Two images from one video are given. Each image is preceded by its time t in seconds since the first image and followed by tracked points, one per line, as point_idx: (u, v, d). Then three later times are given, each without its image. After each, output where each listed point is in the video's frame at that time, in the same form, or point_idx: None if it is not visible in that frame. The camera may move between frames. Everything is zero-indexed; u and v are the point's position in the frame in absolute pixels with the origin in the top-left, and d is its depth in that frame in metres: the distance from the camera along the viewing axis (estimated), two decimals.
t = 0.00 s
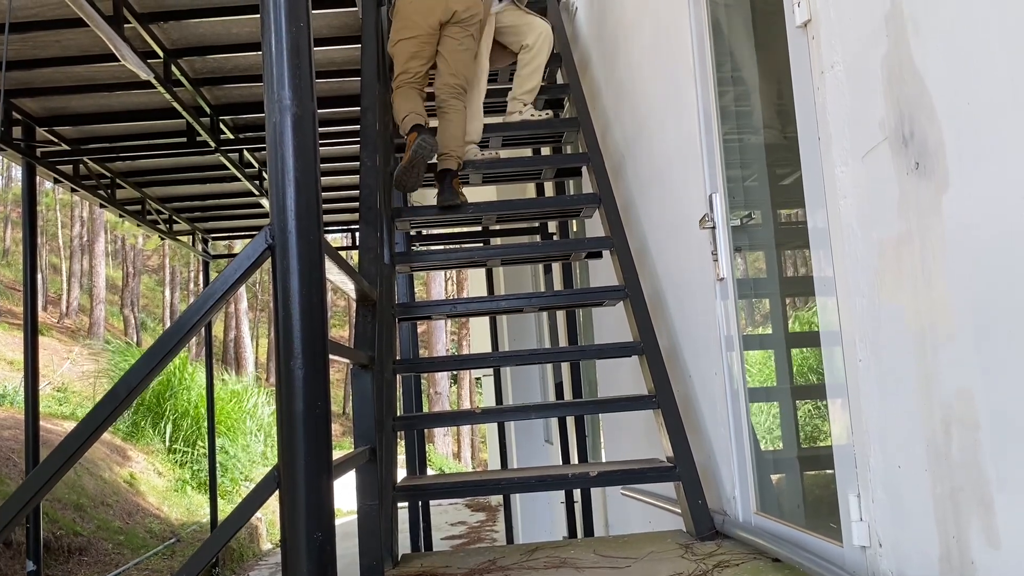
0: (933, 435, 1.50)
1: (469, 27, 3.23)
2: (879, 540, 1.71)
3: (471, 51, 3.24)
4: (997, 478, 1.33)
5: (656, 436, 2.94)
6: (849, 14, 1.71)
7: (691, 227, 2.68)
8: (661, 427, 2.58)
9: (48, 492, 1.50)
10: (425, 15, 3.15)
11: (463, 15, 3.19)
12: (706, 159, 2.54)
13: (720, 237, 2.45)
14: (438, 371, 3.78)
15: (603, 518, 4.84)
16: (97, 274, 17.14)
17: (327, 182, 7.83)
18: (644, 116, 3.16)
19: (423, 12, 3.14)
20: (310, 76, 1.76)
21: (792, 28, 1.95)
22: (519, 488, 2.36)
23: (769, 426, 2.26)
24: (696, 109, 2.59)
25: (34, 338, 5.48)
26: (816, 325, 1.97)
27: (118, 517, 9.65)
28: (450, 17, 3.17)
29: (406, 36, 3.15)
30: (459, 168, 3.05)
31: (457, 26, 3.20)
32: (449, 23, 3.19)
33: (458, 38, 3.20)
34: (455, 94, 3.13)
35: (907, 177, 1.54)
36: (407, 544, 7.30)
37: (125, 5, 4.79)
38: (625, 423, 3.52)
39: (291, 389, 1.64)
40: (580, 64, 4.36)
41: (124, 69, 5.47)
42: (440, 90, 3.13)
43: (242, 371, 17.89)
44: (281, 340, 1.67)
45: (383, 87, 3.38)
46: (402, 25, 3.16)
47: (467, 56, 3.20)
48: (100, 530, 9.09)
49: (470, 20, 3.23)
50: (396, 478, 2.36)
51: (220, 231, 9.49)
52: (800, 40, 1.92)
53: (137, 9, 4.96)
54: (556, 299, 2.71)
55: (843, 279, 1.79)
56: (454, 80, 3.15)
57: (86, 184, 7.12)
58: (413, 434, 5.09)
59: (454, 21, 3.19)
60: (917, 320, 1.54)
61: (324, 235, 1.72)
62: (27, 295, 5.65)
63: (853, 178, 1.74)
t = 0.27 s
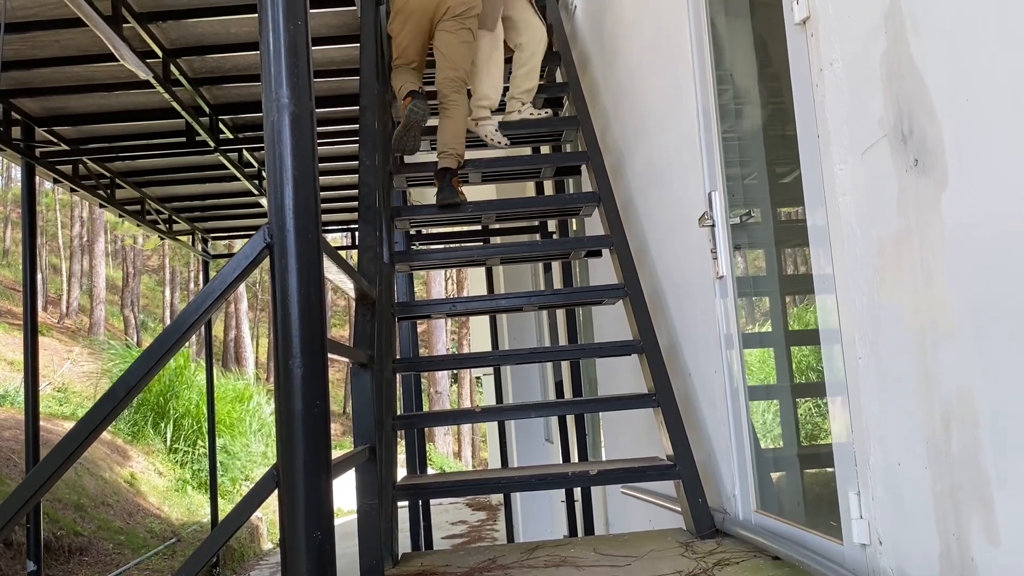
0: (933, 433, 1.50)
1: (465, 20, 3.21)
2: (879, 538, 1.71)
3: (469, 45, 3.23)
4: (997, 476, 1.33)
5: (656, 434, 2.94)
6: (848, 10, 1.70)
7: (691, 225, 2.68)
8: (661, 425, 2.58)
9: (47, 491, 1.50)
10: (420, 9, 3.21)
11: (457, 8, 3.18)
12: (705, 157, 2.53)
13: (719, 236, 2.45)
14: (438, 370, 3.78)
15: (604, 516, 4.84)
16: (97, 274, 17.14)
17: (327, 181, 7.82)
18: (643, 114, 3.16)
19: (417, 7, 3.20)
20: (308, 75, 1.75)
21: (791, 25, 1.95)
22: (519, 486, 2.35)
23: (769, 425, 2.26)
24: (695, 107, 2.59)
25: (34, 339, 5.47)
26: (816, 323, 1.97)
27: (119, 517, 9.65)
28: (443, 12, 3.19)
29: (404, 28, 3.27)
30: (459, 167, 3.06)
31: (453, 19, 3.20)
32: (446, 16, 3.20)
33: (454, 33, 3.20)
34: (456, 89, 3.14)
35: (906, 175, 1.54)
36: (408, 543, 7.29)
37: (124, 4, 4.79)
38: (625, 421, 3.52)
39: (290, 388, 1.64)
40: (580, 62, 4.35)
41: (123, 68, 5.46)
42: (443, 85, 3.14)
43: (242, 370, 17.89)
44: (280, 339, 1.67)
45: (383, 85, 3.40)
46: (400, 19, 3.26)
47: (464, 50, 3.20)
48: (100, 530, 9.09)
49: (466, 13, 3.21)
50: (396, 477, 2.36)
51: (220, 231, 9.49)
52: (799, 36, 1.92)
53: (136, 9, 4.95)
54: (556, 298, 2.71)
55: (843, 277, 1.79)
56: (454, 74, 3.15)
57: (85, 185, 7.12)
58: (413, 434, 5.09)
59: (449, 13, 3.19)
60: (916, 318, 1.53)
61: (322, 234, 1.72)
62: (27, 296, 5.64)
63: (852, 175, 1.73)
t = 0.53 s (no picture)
0: (933, 430, 1.50)
1: (462, 14, 3.21)
2: (880, 536, 1.71)
3: (468, 40, 3.22)
4: (997, 473, 1.33)
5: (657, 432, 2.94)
6: (847, 7, 1.70)
7: (691, 224, 2.68)
8: (661, 423, 2.58)
9: (48, 490, 1.50)
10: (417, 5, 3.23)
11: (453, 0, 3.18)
12: (705, 154, 2.53)
13: (719, 234, 2.45)
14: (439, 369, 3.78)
15: (605, 515, 4.84)
16: (97, 274, 17.15)
17: (326, 180, 7.82)
18: (643, 113, 3.16)
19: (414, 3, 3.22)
20: (307, 74, 1.75)
21: (791, 23, 1.94)
22: (519, 485, 2.35)
23: (769, 423, 2.26)
24: (695, 105, 2.59)
25: (35, 339, 5.47)
26: (816, 320, 1.97)
27: (119, 516, 9.66)
28: (439, 6, 3.20)
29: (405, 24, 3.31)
30: (458, 165, 3.05)
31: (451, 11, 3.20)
32: (443, 11, 3.20)
33: (452, 28, 3.20)
34: (456, 83, 3.13)
35: (906, 172, 1.54)
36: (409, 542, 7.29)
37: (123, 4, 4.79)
38: (626, 420, 3.52)
39: (290, 387, 1.64)
40: (580, 60, 4.35)
41: (122, 68, 5.46)
42: (444, 81, 3.13)
43: (242, 370, 17.90)
44: (280, 338, 1.67)
45: (382, 84, 3.40)
46: (400, 15, 3.30)
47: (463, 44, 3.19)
48: (101, 529, 9.10)
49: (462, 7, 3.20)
50: (396, 475, 2.36)
51: (220, 230, 9.49)
52: (799, 34, 1.91)
53: (135, 8, 4.95)
54: (556, 296, 2.71)
55: (843, 275, 1.79)
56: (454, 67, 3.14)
57: (85, 184, 7.13)
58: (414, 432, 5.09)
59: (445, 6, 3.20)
60: (917, 315, 1.53)
61: (322, 232, 1.72)
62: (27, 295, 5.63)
63: (852, 172, 1.73)
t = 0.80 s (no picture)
0: (935, 426, 1.50)
1: (463, 11, 3.20)
2: (881, 532, 1.71)
3: (468, 37, 3.20)
4: (999, 469, 1.33)
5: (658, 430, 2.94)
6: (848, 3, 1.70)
7: (691, 221, 2.68)
8: (662, 420, 2.58)
9: (49, 487, 1.50)
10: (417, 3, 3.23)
11: None
12: (706, 152, 2.53)
13: (720, 231, 2.45)
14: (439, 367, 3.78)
15: (606, 512, 4.84)
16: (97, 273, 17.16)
17: (326, 179, 7.82)
18: (643, 111, 3.16)
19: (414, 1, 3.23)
20: (308, 72, 1.75)
21: (791, 19, 1.94)
22: (521, 483, 2.35)
23: (769, 420, 2.26)
24: (695, 102, 2.59)
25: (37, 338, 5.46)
26: (817, 317, 1.97)
27: (121, 515, 9.67)
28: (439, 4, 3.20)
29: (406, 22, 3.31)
30: (459, 163, 3.04)
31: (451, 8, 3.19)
32: (444, 8, 3.19)
33: (452, 25, 3.19)
34: (457, 81, 3.13)
35: (907, 169, 1.54)
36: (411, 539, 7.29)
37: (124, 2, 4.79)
38: (627, 417, 3.53)
39: (291, 384, 1.64)
40: (579, 57, 4.35)
41: (122, 66, 5.46)
42: (444, 79, 3.13)
43: (244, 369, 17.91)
44: (281, 335, 1.67)
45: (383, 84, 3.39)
46: (400, 13, 3.29)
47: (464, 42, 3.18)
48: (103, 528, 9.11)
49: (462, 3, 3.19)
50: (397, 473, 2.36)
51: (220, 229, 9.49)
52: (799, 31, 1.91)
53: (136, 7, 4.95)
54: (556, 294, 2.71)
55: (844, 271, 1.79)
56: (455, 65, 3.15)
57: (86, 183, 7.13)
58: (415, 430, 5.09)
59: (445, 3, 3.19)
60: (918, 312, 1.53)
61: (323, 230, 1.72)
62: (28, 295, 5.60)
63: (853, 169, 1.73)
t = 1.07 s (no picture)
0: (937, 423, 1.50)
1: (463, 9, 3.20)
2: (884, 530, 1.70)
3: (468, 35, 3.21)
4: (1001, 465, 1.33)
5: (659, 427, 2.94)
6: None
7: (692, 219, 2.68)
8: (663, 418, 2.58)
9: (50, 485, 1.50)
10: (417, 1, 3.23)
11: None
12: (706, 150, 2.53)
13: (721, 228, 2.45)
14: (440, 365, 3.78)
15: (607, 510, 4.84)
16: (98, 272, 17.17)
17: (327, 177, 7.82)
18: (644, 109, 3.16)
19: None
20: (308, 69, 1.75)
21: (792, 16, 1.94)
22: (522, 480, 2.35)
23: (771, 418, 2.26)
24: (696, 100, 2.59)
25: (37, 334, 5.53)
26: (819, 315, 1.96)
27: (122, 513, 9.67)
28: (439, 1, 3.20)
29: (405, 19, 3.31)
30: (460, 161, 3.03)
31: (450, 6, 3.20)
32: (443, 6, 3.20)
33: (452, 23, 3.19)
34: (457, 79, 3.12)
35: (909, 164, 1.53)
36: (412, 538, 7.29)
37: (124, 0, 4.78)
38: (628, 415, 3.53)
39: (292, 382, 1.64)
40: (580, 55, 4.35)
41: (123, 65, 5.47)
42: (444, 77, 3.13)
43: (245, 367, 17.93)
44: (282, 332, 1.66)
45: (382, 82, 3.36)
46: (400, 10, 3.29)
47: (464, 39, 3.18)
48: (104, 527, 9.11)
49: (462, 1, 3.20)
50: (399, 471, 2.35)
51: (221, 228, 9.50)
52: (800, 28, 1.91)
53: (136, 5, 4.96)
54: (557, 292, 2.71)
55: (846, 268, 1.79)
56: (455, 62, 3.14)
57: (87, 182, 7.13)
58: (416, 429, 5.09)
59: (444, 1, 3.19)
60: (920, 309, 1.53)
61: (324, 228, 1.72)
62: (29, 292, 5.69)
63: (855, 165, 1.73)
